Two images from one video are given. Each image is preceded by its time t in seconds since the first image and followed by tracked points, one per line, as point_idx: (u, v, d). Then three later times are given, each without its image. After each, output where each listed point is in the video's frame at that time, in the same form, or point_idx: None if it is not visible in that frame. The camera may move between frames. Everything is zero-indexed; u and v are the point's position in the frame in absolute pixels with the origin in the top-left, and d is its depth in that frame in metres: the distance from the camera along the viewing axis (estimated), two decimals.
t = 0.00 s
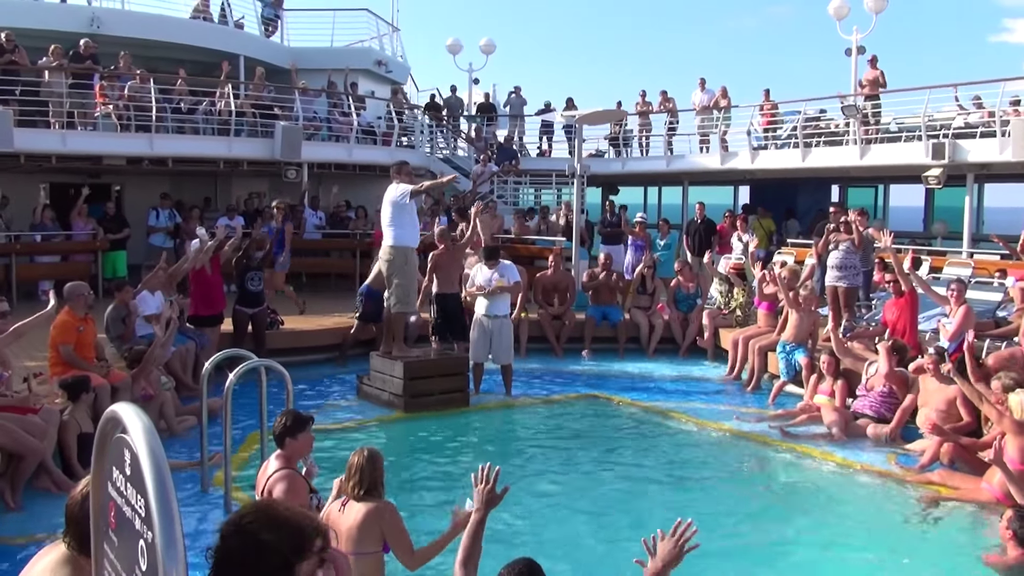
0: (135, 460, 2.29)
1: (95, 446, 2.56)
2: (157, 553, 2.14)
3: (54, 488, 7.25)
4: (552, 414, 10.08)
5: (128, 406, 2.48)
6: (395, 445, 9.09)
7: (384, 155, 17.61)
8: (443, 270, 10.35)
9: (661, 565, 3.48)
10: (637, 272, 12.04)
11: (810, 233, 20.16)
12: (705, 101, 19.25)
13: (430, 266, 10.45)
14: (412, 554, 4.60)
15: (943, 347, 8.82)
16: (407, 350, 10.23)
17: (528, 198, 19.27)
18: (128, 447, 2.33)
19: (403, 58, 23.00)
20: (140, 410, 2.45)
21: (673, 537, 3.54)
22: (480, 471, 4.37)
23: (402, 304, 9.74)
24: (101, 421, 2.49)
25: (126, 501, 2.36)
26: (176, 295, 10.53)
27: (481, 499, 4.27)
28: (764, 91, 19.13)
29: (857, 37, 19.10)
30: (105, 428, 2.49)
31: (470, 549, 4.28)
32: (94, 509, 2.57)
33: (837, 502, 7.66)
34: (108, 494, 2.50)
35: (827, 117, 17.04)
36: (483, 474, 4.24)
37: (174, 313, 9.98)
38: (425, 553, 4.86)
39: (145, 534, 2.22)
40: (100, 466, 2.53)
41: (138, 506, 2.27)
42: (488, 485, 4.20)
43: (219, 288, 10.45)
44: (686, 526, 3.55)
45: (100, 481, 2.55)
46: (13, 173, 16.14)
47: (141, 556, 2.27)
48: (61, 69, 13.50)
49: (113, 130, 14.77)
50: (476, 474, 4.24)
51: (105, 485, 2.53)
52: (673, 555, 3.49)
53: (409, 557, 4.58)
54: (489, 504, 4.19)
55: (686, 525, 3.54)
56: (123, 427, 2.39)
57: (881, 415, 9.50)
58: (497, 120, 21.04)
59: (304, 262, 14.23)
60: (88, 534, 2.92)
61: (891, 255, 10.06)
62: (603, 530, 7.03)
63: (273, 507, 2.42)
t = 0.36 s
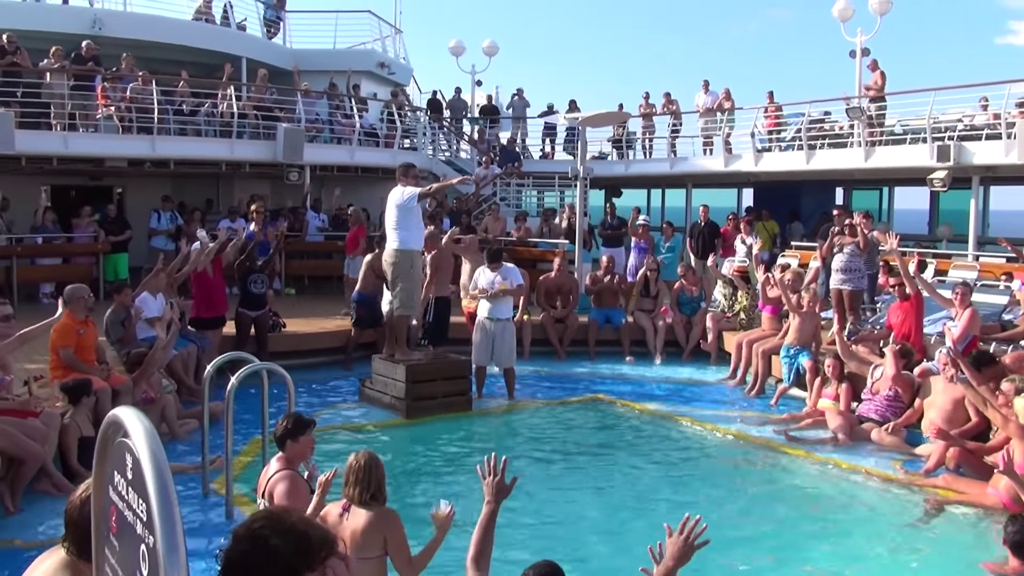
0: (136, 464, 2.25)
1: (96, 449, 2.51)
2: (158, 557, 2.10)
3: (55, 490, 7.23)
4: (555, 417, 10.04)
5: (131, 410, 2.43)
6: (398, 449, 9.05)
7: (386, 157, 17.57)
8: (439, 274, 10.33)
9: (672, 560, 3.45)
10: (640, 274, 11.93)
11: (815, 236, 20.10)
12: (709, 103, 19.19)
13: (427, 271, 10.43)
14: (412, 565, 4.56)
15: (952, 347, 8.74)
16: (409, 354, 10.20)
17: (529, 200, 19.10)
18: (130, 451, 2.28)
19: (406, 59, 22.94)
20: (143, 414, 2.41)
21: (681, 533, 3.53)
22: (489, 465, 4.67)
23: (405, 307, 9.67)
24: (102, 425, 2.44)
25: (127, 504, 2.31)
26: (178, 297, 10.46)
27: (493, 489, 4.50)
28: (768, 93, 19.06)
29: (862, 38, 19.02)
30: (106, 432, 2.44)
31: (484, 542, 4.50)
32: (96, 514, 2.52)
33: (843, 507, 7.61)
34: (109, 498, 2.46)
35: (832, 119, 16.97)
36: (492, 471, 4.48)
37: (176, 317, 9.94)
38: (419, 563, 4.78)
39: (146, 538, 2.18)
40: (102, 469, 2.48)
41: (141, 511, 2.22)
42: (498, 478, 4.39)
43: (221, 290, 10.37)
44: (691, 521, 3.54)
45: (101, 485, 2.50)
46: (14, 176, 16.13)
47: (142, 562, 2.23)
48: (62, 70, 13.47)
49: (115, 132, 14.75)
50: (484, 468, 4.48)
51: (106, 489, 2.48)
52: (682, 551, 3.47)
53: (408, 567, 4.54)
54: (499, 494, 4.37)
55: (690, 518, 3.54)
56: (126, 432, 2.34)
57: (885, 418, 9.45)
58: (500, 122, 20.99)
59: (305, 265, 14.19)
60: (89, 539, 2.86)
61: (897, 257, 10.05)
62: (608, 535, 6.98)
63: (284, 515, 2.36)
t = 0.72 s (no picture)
0: (123, 473, 2.14)
1: (81, 456, 2.40)
2: (146, 570, 2.00)
3: (41, 499, 6.87)
4: (557, 425, 9.69)
5: (117, 415, 2.32)
6: (393, 461, 8.73)
7: (383, 155, 17.19)
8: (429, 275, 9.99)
9: (634, 557, 3.65)
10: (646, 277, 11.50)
11: (827, 237, 19.70)
12: (717, 100, 18.80)
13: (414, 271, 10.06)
14: None
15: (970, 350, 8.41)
16: (406, 359, 9.85)
17: (532, 200, 18.65)
18: (116, 460, 2.17)
19: (404, 55, 22.54)
20: (130, 420, 2.30)
21: (633, 527, 3.66)
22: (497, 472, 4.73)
23: (403, 310, 9.28)
24: (89, 431, 2.33)
25: (114, 515, 2.21)
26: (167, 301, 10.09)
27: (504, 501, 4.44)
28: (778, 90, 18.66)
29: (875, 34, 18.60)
30: (92, 439, 2.32)
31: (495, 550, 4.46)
32: (81, 524, 2.41)
33: (860, 522, 7.29)
34: (95, 508, 2.35)
35: (844, 117, 16.59)
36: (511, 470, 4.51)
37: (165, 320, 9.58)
38: None
39: (133, 550, 2.09)
40: (87, 478, 2.37)
41: (128, 521, 2.12)
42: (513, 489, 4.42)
43: (212, 294, 10.00)
44: (639, 513, 3.66)
45: (86, 494, 2.38)
46: None
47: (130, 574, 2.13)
48: (48, 65, 13.13)
49: (103, 129, 14.41)
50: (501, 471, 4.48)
51: (93, 498, 2.36)
52: (640, 545, 3.65)
53: None
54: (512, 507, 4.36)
55: (635, 509, 3.67)
56: (112, 439, 2.23)
57: (901, 428, 9.14)
58: (501, 120, 20.60)
59: (300, 267, 13.82)
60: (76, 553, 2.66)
61: (913, 260, 9.68)
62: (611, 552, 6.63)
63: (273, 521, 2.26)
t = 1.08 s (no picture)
0: (102, 482, 2.05)
1: (60, 467, 2.31)
2: None
3: (18, 511, 6.49)
4: (554, 433, 9.36)
5: (97, 423, 2.24)
6: (384, 472, 8.40)
7: (374, 153, 16.80)
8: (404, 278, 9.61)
9: (598, 567, 3.62)
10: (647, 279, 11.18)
11: (834, 237, 19.36)
12: (720, 96, 18.48)
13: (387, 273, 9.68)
14: None
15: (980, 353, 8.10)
16: (398, 364, 9.48)
17: (528, 198, 18.12)
18: (95, 468, 2.08)
19: (396, 49, 22.12)
20: (110, 427, 2.21)
21: (590, 537, 3.62)
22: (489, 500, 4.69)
23: (394, 314, 8.96)
24: (68, 438, 2.24)
25: (93, 528, 2.12)
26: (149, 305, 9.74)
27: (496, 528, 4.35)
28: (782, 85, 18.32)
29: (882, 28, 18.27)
30: (72, 448, 2.24)
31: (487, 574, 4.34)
32: (60, 538, 2.32)
33: (871, 544, 7.00)
34: (74, 520, 2.26)
35: (851, 113, 16.27)
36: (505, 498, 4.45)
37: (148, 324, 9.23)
38: None
39: (114, 562, 2.00)
40: (66, 489, 2.28)
41: (108, 533, 2.03)
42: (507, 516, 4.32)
43: (196, 298, 9.69)
44: (593, 523, 3.62)
45: (65, 506, 2.30)
46: None
47: None
48: (26, 60, 12.77)
49: (84, 126, 14.06)
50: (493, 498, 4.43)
51: (71, 510, 2.28)
52: (601, 555, 3.62)
53: None
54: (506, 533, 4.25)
55: (590, 518, 3.62)
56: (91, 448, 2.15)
57: (910, 434, 8.81)
58: (497, 116, 20.22)
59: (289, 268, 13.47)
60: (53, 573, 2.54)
61: (922, 260, 9.33)
62: None
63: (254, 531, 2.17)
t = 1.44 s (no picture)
0: (62, 496, 2.14)
1: (18, 479, 2.43)
2: None
3: None
4: (535, 440, 9.05)
5: (56, 433, 2.34)
6: (358, 484, 8.06)
7: (349, 151, 16.38)
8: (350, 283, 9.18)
9: None
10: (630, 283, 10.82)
11: (824, 238, 19.12)
12: (707, 92, 18.26)
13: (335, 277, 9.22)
14: None
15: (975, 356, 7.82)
16: (373, 370, 9.14)
17: (509, 199, 17.86)
18: (55, 481, 2.17)
19: (372, 43, 21.68)
20: (69, 437, 2.31)
21: (604, 552, 3.31)
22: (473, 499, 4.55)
23: (368, 317, 8.65)
24: (26, 451, 2.35)
25: (53, 541, 2.22)
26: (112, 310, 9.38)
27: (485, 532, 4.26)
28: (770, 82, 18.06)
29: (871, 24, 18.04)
30: (30, 460, 2.35)
31: None
32: (15, 547, 2.47)
33: (864, 557, 6.73)
34: (33, 532, 2.37)
35: (841, 110, 16.04)
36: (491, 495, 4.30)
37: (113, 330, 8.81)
38: None
39: None
40: (26, 500, 2.40)
41: (67, 547, 2.13)
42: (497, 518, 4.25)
43: (161, 302, 9.39)
44: (612, 537, 3.32)
45: (24, 518, 2.43)
46: None
47: None
48: None
49: (45, 123, 13.63)
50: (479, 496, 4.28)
51: (28, 523, 2.41)
52: (615, 567, 3.31)
53: None
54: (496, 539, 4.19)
55: (612, 534, 3.31)
56: (50, 458, 2.25)
57: (903, 441, 8.52)
58: (476, 112, 19.84)
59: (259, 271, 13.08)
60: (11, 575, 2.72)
61: (913, 261, 9.05)
62: None
63: (199, 540, 2.35)
